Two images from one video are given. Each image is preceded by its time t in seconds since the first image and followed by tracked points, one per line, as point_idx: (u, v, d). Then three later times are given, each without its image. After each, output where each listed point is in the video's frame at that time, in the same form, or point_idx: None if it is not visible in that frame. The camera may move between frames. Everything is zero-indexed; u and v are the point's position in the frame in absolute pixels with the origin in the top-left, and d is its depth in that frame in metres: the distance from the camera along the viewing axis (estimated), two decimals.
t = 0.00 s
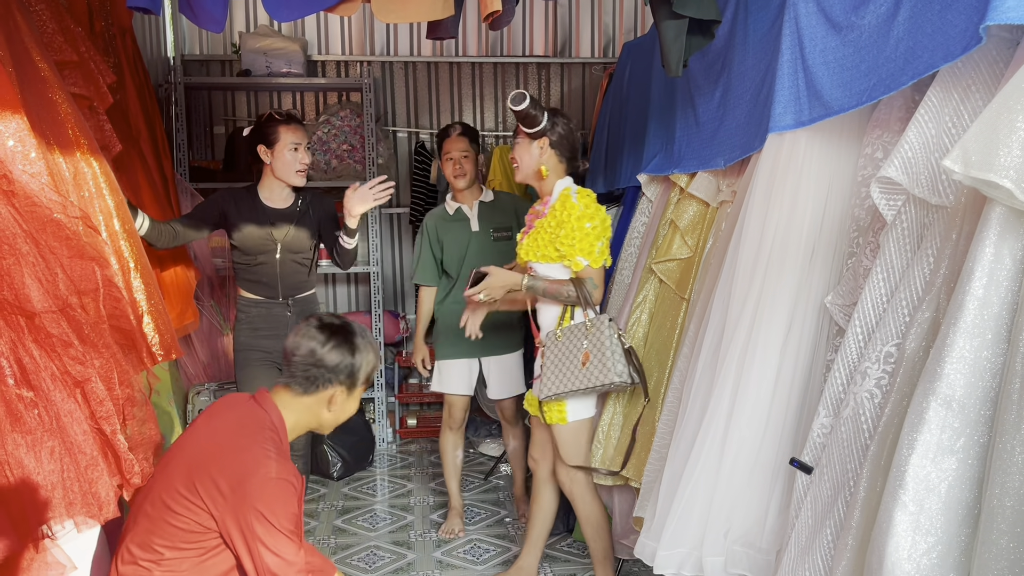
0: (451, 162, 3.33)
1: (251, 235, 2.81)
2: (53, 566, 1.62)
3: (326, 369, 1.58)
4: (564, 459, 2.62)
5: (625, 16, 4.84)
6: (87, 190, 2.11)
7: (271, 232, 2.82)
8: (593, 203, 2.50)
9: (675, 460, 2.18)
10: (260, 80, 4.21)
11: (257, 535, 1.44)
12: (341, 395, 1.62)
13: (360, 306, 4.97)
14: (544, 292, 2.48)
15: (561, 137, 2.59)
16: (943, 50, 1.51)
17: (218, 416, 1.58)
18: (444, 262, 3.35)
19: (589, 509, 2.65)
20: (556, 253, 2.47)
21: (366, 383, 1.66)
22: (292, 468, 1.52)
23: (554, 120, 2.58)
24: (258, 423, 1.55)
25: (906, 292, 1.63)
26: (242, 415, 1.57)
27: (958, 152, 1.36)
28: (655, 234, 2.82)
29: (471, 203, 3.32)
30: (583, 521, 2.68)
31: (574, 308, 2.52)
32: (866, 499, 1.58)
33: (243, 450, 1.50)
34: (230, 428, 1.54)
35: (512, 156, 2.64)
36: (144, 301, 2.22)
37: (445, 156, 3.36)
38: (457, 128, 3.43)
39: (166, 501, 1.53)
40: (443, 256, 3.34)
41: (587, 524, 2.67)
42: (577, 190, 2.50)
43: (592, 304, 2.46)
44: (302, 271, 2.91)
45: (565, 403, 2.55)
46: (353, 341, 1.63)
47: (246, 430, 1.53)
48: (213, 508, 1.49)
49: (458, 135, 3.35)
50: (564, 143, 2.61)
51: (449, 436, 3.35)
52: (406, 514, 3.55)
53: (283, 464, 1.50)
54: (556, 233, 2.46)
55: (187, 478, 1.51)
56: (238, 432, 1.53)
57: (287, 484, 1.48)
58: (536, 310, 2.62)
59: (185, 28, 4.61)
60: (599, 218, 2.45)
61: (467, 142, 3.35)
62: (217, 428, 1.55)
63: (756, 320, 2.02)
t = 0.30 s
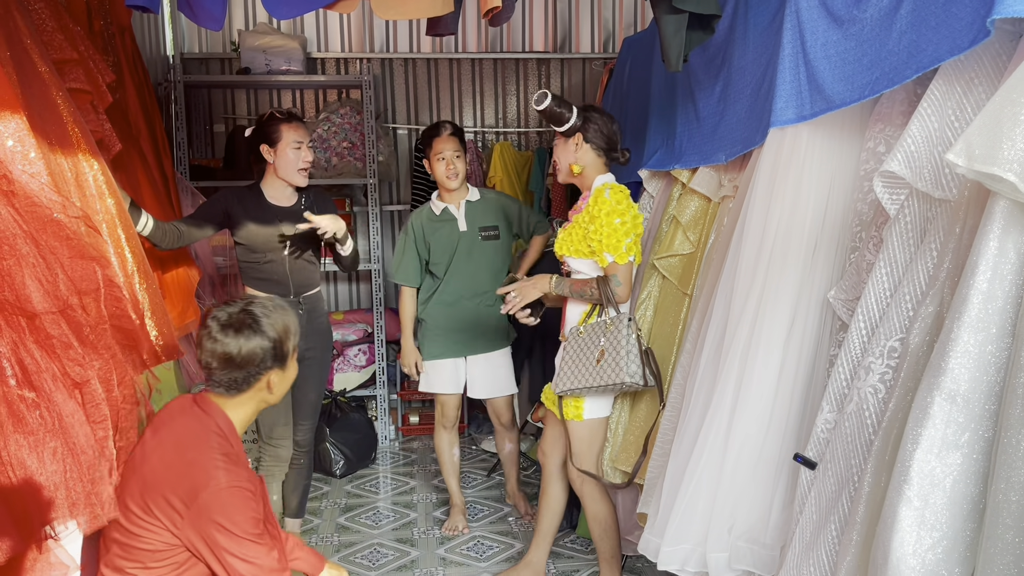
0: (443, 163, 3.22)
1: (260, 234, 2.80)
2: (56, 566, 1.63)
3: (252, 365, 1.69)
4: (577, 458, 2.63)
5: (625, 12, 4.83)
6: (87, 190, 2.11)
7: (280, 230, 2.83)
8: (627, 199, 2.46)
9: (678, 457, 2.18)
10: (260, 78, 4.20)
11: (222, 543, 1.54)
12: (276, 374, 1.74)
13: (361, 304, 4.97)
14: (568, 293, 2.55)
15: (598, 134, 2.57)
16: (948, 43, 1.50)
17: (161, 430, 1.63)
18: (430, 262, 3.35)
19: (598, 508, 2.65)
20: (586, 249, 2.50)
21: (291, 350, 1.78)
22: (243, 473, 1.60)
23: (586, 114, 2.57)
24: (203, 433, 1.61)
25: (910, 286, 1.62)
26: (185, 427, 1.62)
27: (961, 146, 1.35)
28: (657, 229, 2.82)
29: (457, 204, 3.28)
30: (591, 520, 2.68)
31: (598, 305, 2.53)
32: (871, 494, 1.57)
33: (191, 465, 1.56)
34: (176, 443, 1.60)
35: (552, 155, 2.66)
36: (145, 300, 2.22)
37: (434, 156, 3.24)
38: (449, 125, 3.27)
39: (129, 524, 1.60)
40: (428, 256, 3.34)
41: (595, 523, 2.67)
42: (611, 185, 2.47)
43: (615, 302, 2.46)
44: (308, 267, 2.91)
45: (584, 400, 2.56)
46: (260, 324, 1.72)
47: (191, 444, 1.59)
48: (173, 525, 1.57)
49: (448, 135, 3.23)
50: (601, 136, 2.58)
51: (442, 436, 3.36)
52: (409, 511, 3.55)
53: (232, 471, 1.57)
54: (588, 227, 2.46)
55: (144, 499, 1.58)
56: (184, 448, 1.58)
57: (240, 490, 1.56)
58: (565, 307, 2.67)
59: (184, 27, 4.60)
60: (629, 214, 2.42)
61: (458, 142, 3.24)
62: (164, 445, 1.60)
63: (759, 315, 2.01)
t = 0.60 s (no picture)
0: (446, 159, 3.22)
1: (265, 231, 2.81)
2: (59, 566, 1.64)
3: (194, 359, 1.68)
4: (583, 453, 2.64)
5: (624, 8, 4.82)
6: (87, 190, 2.09)
7: (283, 228, 2.83)
8: (626, 194, 2.44)
9: (680, 454, 2.18)
10: (260, 76, 4.20)
11: (190, 544, 1.54)
12: (222, 364, 1.74)
13: (362, 301, 4.97)
14: (573, 290, 2.58)
15: (612, 129, 2.56)
16: (950, 38, 1.50)
17: (113, 441, 1.61)
18: (428, 260, 3.31)
19: (603, 503, 2.66)
20: (588, 246, 2.51)
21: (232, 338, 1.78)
22: (201, 470, 1.59)
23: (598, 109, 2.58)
24: (156, 437, 1.60)
25: (912, 281, 1.62)
26: (135, 433, 1.61)
27: (963, 140, 1.35)
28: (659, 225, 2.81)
29: (455, 201, 3.28)
30: (596, 515, 2.69)
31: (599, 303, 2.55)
32: (874, 489, 1.57)
33: (148, 472, 1.56)
34: (132, 452, 1.59)
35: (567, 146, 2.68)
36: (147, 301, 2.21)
37: (436, 153, 3.24)
38: (450, 121, 3.27)
39: (95, 541, 1.58)
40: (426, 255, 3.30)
41: (599, 518, 2.68)
42: (609, 181, 2.46)
43: (619, 300, 2.46)
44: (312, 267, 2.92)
45: (587, 395, 2.58)
46: (197, 317, 1.70)
47: (145, 450, 1.58)
48: (139, 534, 1.56)
49: (450, 131, 3.23)
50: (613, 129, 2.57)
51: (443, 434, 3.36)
52: (411, 509, 3.55)
53: (190, 471, 1.57)
54: (589, 225, 2.47)
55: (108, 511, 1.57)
56: (138, 456, 1.58)
57: (201, 489, 1.56)
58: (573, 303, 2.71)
59: (182, 26, 4.60)
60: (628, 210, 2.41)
61: (460, 140, 3.25)
62: (120, 456, 1.59)
63: (761, 310, 2.01)
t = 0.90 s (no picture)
0: (444, 158, 3.22)
1: (265, 230, 2.81)
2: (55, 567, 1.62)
3: (156, 356, 1.61)
4: (582, 446, 2.64)
5: (622, 5, 4.82)
6: (84, 189, 2.08)
7: (283, 227, 2.84)
8: (608, 192, 2.44)
9: (678, 451, 2.18)
10: (257, 75, 4.20)
11: (172, 540, 1.47)
12: (184, 360, 1.68)
13: (361, 300, 4.97)
14: (561, 287, 2.58)
15: (599, 128, 2.57)
16: (946, 33, 1.50)
17: (80, 449, 1.53)
18: (423, 259, 3.31)
19: (601, 496, 2.66)
20: (574, 246, 2.51)
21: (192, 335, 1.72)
22: (175, 467, 1.52)
23: (586, 107, 2.57)
24: (125, 441, 1.53)
25: (909, 277, 1.62)
26: (104, 438, 1.53)
27: (959, 136, 1.35)
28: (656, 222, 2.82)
29: (450, 199, 3.29)
30: (595, 508, 2.69)
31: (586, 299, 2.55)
32: (871, 485, 1.58)
33: (122, 474, 1.48)
34: (102, 457, 1.51)
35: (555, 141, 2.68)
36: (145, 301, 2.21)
37: (435, 151, 3.23)
38: (452, 120, 3.26)
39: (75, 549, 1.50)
40: (423, 253, 3.30)
41: (598, 511, 2.68)
42: (590, 181, 2.47)
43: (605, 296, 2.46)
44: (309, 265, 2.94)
45: (579, 390, 2.58)
46: (156, 314, 1.64)
47: (115, 453, 1.51)
48: (119, 537, 1.48)
49: (450, 130, 3.22)
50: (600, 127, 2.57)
51: (441, 432, 3.35)
52: (411, 507, 3.56)
53: (164, 468, 1.50)
54: (573, 225, 2.47)
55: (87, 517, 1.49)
56: (108, 459, 1.50)
57: (177, 485, 1.49)
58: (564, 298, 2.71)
59: (179, 24, 4.59)
60: (611, 208, 2.42)
61: (460, 139, 3.25)
62: (90, 463, 1.51)
63: (758, 307, 2.01)
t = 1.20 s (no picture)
0: (439, 156, 3.22)
1: (261, 229, 2.81)
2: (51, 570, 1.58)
3: (139, 354, 1.66)
4: (570, 442, 2.66)
5: (619, 4, 4.81)
6: (81, 189, 2.08)
7: (280, 227, 2.84)
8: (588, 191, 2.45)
9: (675, 450, 2.19)
10: (254, 74, 4.20)
11: (159, 532, 1.51)
12: (169, 362, 1.72)
13: (359, 299, 4.97)
14: (540, 284, 2.56)
15: (581, 128, 2.58)
16: (941, 33, 1.50)
17: (69, 449, 1.59)
18: (420, 257, 3.31)
19: (593, 490, 2.65)
20: (554, 244, 2.51)
21: (181, 339, 1.76)
22: (159, 462, 1.58)
23: (569, 107, 2.58)
24: (110, 440, 1.58)
25: (904, 276, 1.62)
26: (89, 438, 1.59)
27: (954, 135, 1.35)
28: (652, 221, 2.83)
29: (446, 198, 3.28)
30: (587, 503, 2.68)
31: (564, 297, 2.56)
32: (867, 483, 1.58)
33: (107, 470, 1.54)
34: (87, 456, 1.56)
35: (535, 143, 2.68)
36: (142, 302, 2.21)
37: (429, 149, 3.23)
38: (446, 119, 3.26)
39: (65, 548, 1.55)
40: (420, 252, 3.31)
41: (591, 506, 2.67)
42: (570, 180, 2.48)
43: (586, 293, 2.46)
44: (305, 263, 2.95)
45: (563, 387, 2.58)
46: (145, 314, 1.69)
47: (100, 452, 1.56)
48: (109, 534, 1.53)
49: (446, 129, 3.21)
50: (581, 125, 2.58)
51: (438, 430, 3.37)
52: (409, 506, 3.56)
53: (148, 463, 1.55)
54: (553, 224, 2.48)
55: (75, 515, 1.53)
56: (94, 458, 1.56)
57: (162, 478, 1.54)
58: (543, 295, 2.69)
59: (176, 24, 4.59)
60: (590, 207, 2.43)
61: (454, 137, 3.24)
62: (77, 463, 1.57)
63: (755, 305, 2.01)
